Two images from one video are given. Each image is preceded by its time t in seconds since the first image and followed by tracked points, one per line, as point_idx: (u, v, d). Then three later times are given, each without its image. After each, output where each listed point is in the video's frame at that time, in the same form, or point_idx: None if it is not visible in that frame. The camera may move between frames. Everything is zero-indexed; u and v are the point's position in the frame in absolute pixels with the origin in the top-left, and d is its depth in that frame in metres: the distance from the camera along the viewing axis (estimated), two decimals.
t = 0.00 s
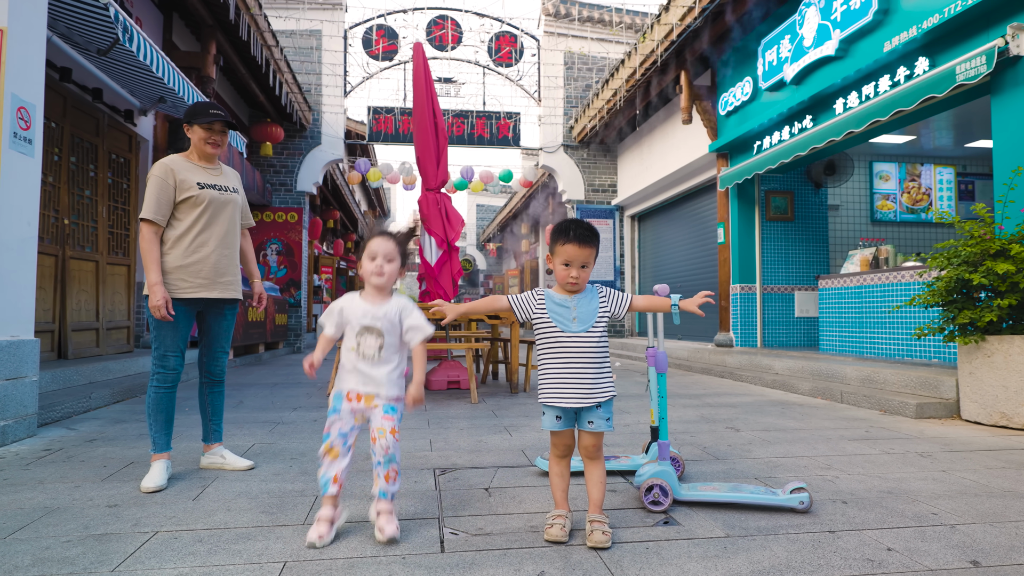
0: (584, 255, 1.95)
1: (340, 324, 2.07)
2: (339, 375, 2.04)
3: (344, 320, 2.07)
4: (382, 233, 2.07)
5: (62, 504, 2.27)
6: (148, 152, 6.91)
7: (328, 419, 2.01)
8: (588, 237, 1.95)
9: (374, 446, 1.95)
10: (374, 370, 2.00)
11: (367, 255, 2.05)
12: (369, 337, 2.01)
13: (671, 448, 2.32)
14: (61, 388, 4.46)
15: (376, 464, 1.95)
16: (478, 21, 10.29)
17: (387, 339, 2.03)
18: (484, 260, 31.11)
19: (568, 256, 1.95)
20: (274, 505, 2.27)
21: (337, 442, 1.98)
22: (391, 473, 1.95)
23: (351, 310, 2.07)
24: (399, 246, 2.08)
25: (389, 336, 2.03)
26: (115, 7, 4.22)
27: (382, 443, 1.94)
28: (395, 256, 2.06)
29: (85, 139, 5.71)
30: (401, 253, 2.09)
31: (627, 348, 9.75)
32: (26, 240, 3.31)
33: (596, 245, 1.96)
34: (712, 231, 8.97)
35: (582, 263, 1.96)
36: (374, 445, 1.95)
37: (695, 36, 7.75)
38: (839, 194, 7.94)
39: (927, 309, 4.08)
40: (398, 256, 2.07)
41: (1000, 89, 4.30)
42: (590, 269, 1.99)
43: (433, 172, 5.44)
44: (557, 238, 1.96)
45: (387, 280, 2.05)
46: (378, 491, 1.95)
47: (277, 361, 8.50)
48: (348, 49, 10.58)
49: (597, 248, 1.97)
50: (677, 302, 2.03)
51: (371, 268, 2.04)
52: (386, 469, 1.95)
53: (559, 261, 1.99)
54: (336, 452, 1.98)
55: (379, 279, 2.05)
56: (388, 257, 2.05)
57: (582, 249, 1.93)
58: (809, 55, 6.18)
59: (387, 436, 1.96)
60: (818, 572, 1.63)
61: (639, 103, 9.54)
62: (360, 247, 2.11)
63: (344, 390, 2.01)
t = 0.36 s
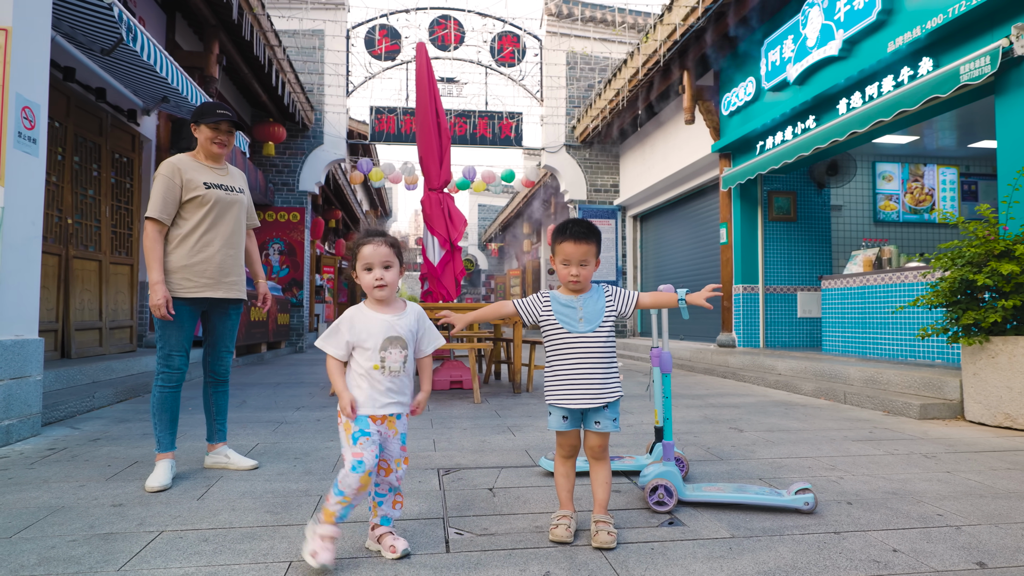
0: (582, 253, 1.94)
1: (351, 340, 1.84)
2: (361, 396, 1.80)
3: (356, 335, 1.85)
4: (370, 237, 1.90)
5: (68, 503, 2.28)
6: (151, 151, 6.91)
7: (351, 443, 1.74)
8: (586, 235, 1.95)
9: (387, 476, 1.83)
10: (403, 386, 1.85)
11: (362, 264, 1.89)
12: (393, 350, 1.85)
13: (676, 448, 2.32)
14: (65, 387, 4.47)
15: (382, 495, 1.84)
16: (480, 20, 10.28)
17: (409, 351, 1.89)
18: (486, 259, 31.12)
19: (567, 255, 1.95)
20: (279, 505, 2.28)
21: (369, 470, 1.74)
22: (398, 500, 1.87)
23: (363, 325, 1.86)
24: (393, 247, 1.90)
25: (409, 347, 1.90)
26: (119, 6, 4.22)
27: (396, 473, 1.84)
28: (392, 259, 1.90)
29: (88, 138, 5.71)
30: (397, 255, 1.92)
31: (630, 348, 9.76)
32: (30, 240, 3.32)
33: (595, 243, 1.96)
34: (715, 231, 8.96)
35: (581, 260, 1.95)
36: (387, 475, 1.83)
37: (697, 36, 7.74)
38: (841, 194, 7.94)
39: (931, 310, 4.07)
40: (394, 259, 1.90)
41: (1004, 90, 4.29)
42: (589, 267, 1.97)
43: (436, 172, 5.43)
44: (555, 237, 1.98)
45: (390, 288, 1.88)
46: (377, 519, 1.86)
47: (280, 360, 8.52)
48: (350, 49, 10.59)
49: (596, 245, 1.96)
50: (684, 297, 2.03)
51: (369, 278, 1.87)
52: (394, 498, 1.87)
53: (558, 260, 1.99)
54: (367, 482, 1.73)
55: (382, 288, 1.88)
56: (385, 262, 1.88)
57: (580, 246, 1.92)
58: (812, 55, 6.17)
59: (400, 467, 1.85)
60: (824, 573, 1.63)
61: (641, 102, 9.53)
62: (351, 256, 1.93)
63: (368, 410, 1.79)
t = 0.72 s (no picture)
0: (573, 249, 1.95)
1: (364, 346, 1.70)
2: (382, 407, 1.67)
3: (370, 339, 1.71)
4: (405, 235, 1.75)
5: (74, 502, 2.29)
6: (155, 151, 6.93)
7: (362, 472, 1.64)
8: (581, 231, 1.94)
9: (431, 487, 1.71)
10: (423, 394, 1.75)
11: (389, 261, 1.73)
12: (411, 356, 1.75)
13: (681, 448, 2.32)
14: (71, 386, 4.49)
15: (430, 508, 1.70)
16: (483, 21, 10.30)
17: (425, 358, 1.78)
18: (489, 259, 31.14)
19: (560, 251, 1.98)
20: (284, 504, 2.28)
21: (380, 496, 1.66)
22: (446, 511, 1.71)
23: (376, 328, 1.73)
24: (426, 250, 1.77)
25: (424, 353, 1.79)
26: (125, 7, 4.23)
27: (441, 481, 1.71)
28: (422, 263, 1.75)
29: (93, 138, 5.73)
30: (426, 260, 1.78)
31: (633, 348, 9.77)
32: (37, 239, 3.33)
33: (588, 240, 1.94)
34: (718, 231, 8.95)
35: (572, 257, 1.95)
36: (428, 485, 1.71)
37: (701, 36, 7.73)
38: (845, 194, 7.93)
39: (936, 310, 4.06)
40: (423, 264, 1.77)
41: (1010, 90, 4.27)
42: (582, 264, 1.96)
43: (440, 172, 5.44)
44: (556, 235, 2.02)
45: (414, 293, 1.73)
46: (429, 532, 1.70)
47: (283, 360, 8.53)
48: (353, 49, 10.61)
49: (590, 243, 1.94)
50: (692, 302, 2.00)
51: (394, 278, 1.70)
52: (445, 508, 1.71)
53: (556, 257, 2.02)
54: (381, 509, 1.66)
55: (406, 291, 1.73)
56: (414, 265, 1.73)
57: (569, 242, 1.93)
58: (816, 54, 6.16)
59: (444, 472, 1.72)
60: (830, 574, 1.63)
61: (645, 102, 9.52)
62: (376, 251, 1.77)
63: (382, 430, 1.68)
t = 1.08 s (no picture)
0: (586, 247, 1.94)
1: (438, 349, 1.63)
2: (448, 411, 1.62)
3: (443, 342, 1.63)
4: (479, 228, 1.65)
5: (81, 500, 2.30)
6: (161, 152, 6.96)
7: (459, 473, 1.55)
8: (593, 229, 1.94)
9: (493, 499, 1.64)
10: (501, 400, 1.65)
11: (463, 256, 1.63)
12: (488, 359, 1.64)
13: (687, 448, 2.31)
14: (77, 386, 4.51)
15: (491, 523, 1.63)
16: (488, 20, 10.32)
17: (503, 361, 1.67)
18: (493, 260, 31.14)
19: (572, 248, 1.96)
20: (290, 503, 2.29)
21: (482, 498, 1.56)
22: (509, 532, 1.63)
23: (450, 330, 1.64)
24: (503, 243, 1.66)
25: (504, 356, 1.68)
26: (131, 8, 4.25)
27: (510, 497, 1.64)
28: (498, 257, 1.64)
29: (99, 139, 5.76)
30: (503, 254, 1.67)
31: (638, 348, 9.74)
32: (44, 239, 3.35)
33: (601, 239, 1.94)
34: (723, 230, 8.92)
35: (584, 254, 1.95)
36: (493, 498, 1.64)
37: (706, 34, 7.70)
38: (851, 193, 7.90)
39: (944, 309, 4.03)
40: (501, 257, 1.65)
41: (1018, 87, 4.24)
42: (594, 262, 1.96)
43: (444, 172, 5.43)
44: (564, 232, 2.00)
45: (491, 289, 1.64)
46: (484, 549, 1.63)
47: (289, 360, 8.56)
48: (358, 50, 10.62)
49: (602, 241, 1.95)
50: (696, 301, 1.99)
51: (470, 274, 1.62)
52: (504, 527, 1.63)
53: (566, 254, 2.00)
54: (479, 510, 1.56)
55: (482, 288, 1.63)
56: (490, 260, 1.63)
57: (583, 239, 1.92)
58: (822, 52, 6.13)
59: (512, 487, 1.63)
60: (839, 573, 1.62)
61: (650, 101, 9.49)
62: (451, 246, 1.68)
63: (465, 434, 1.59)
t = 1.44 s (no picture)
0: (594, 242, 1.91)
1: (481, 343, 1.59)
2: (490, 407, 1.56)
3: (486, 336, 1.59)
4: (522, 221, 1.61)
5: (86, 498, 2.31)
6: (166, 152, 6.99)
7: (491, 480, 1.54)
8: (599, 226, 1.93)
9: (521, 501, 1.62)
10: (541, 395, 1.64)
11: (510, 250, 1.59)
12: (531, 353, 1.63)
13: (691, 446, 2.29)
14: (83, 384, 4.54)
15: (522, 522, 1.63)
16: (492, 20, 10.40)
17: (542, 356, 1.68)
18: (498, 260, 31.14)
19: (578, 243, 1.92)
20: (293, 500, 2.29)
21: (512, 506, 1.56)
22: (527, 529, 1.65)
23: (493, 323, 1.61)
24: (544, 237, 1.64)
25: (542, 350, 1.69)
26: (135, 8, 4.26)
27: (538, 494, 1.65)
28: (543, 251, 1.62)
29: (104, 139, 5.78)
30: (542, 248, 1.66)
31: (643, 347, 9.72)
32: (49, 238, 3.36)
33: (607, 234, 1.93)
34: (728, 229, 8.89)
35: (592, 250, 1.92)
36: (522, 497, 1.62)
37: (711, 32, 7.66)
38: (857, 191, 7.86)
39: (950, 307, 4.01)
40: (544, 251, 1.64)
41: None
42: (600, 258, 1.94)
43: (448, 170, 5.43)
44: (568, 227, 1.96)
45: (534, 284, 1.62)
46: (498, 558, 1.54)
47: (294, 359, 8.59)
48: (362, 49, 10.65)
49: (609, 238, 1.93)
50: (699, 300, 1.98)
51: (517, 268, 1.58)
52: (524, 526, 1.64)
53: (570, 249, 1.96)
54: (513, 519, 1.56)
55: (526, 281, 1.60)
56: (535, 254, 1.62)
57: (591, 235, 1.89)
58: (827, 50, 6.10)
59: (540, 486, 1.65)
60: (843, 572, 1.60)
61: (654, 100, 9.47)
62: (492, 239, 1.62)
63: (507, 436, 1.54)
